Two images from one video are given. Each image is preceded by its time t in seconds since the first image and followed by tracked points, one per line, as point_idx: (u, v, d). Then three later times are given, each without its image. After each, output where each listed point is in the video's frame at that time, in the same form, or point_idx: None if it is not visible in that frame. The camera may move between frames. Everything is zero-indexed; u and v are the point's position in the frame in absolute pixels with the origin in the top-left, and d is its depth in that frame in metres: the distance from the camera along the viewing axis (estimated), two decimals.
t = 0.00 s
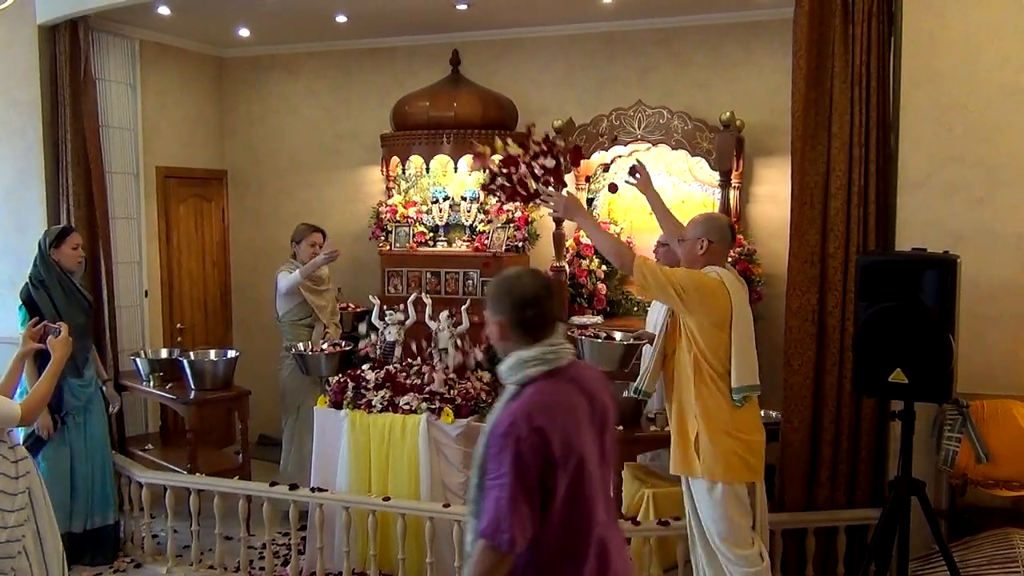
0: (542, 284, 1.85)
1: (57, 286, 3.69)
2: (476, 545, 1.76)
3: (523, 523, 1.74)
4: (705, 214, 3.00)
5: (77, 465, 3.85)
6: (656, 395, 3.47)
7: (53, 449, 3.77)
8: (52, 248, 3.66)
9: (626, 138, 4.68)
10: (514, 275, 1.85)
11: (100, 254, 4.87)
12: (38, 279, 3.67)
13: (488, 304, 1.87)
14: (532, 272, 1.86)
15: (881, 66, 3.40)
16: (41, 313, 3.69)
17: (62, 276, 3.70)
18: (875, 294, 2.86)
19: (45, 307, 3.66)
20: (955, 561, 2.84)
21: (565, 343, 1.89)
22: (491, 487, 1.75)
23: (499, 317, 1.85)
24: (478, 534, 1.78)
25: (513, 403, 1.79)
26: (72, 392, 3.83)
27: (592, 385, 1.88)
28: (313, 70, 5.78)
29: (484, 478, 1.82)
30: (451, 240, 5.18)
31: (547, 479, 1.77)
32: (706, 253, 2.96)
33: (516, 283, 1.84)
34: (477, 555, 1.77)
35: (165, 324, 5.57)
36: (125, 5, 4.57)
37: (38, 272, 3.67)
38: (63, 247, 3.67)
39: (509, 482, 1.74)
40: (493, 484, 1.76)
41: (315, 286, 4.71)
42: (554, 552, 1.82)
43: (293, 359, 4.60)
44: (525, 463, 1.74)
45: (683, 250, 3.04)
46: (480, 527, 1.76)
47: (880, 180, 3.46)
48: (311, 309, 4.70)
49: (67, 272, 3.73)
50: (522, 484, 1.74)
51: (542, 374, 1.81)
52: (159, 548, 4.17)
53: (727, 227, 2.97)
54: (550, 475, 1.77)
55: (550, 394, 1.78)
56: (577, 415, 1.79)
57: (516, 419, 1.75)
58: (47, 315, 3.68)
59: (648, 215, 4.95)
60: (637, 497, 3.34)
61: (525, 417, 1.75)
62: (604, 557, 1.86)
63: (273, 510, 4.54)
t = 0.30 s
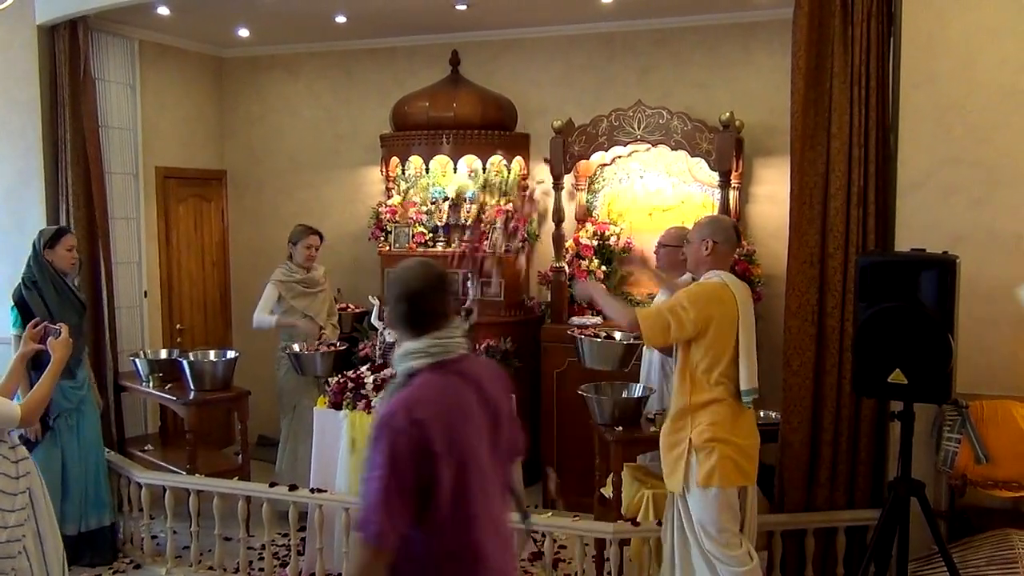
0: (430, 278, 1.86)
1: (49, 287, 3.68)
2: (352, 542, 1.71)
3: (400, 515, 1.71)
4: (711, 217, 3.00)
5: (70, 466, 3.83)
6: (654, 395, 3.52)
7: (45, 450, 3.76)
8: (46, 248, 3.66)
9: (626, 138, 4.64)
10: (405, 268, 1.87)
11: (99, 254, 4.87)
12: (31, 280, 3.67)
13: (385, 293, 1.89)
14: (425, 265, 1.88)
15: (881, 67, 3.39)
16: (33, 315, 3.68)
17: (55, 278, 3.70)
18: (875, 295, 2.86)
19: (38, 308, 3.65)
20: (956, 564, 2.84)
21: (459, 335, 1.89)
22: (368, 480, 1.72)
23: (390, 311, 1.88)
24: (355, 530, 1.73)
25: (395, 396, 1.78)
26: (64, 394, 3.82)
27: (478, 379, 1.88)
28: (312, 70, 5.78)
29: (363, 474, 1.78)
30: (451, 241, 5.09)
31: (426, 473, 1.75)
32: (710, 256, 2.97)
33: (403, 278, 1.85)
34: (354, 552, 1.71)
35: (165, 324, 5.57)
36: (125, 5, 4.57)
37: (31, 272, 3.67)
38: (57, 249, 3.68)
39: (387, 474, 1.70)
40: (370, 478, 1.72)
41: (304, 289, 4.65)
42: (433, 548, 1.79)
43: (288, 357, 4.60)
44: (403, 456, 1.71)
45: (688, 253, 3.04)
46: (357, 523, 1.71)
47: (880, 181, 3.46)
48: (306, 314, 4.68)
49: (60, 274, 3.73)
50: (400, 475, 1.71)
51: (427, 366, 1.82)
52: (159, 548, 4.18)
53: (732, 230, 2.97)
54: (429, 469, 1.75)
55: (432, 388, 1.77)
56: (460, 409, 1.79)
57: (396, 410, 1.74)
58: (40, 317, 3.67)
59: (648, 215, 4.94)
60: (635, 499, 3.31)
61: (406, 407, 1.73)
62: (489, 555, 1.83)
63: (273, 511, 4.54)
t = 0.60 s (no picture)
0: (357, 287, 1.89)
1: (33, 286, 3.66)
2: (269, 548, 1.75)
3: (317, 523, 1.74)
4: (705, 217, 3.02)
5: (56, 466, 3.77)
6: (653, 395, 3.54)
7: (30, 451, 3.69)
8: (30, 248, 3.69)
9: (626, 138, 4.64)
10: (332, 277, 1.90)
11: (99, 254, 4.87)
12: (14, 279, 3.65)
13: (309, 300, 1.91)
14: (352, 274, 1.91)
15: (881, 66, 3.39)
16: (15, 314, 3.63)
17: (38, 277, 3.69)
18: (874, 296, 2.86)
19: (20, 306, 3.62)
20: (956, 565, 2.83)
21: (384, 344, 1.93)
22: (287, 489, 1.75)
23: (316, 318, 1.90)
24: (274, 537, 1.76)
25: (316, 405, 1.81)
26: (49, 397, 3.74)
27: (402, 391, 1.92)
28: (312, 70, 5.78)
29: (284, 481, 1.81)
30: (451, 241, 5.16)
31: (345, 481, 1.79)
32: (703, 256, 2.97)
33: (329, 287, 1.88)
34: (272, 557, 1.75)
35: (164, 325, 5.57)
36: (125, 5, 4.57)
37: (14, 272, 3.66)
38: (42, 248, 3.70)
39: (304, 483, 1.74)
40: (289, 485, 1.76)
41: (298, 289, 4.65)
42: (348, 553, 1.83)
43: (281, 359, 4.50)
44: (324, 465, 1.75)
45: (682, 255, 3.04)
46: (274, 530, 1.75)
47: (880, 181, 3.46)
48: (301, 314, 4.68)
49: (43, 275, 3.73)
50: (318, 485, 1.75)
51: (351, 375, 1.86)
52: (158, 549, 4.18)
53: (726, 231, 2.98)
54: (349, 478, 1.79)
55: (355, 398, 1.81)
56: (382, 419, 1.83)
57: (316, 421, 1.76)
58: (23, 315, 3.62)
59: (648, 215, 4.94)
60: (635, 500, 3.31)
61: (325, 417, 1.76)
62: (406, 558, 1.89)
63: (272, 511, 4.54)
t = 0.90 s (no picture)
0: (260, 286, 1.79)
1: (21, 291, 3.50)
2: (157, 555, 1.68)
3: (203, 530, 1.66)
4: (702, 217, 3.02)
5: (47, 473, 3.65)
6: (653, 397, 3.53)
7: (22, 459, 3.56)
8: (14, 251, 3.51)
9: (625, 138, 4.63)
10: (236, 275, 1.81)
11: (99, 255, 4.87)
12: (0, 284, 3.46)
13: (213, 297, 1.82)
14: (255, 272, 1.80)
15: (881, 67, 3.39)
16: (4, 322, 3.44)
17: (23, 281, 3.52)
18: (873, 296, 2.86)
19: (8, 313, 3.44)
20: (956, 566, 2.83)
21: (290, 346, 1.82)
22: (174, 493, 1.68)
23: (218, 316, 1.81)
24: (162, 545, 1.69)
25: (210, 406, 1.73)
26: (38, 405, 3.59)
27: (309, 400, 1.82)
28: (312, 71, 5.78)
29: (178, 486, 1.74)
30: (451, 241, 5.16)
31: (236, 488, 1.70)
32: (700, 257, 2.97)
33: (232, 285, 1.79)
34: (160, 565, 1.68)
35: (164, 325, 5.57)
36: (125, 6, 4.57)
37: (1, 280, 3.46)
38: (25, 251, 3.53)
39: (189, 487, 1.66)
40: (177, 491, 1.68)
41: (297, 291, 4.64)
42: (237, 567, 1.73)
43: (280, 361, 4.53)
44: (207, 471, 1.66)
45: (679, 256, 3.05)
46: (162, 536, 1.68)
47: (880, 183, 3.46)
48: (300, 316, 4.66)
49: (30, 278, 3.57)
50: (204, 492, 1.67)
51: (250, 376, 1.77)
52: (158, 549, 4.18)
53: (723, 232, 2.98)
54: (237, 487, 1.70)
55: (249, 401, 1.72)
56: (279, 423, 1.73)
57: (204, 424, 1.69)
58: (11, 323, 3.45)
59: (648, 216, 4.94)
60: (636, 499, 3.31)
61: (213, 420, 1.68)
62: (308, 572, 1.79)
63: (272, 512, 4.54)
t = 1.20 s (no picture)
0: (182, 289, 1.73)
1: (18, 293, 3.48)
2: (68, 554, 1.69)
3: (105, 534, 1.64)
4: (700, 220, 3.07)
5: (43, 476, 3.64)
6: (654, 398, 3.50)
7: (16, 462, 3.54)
8: (9, 252, 3.49)
9: (625, 138, 4.62)
10: (160, 275, 1.75)
11: (100, 255, 4.87)
12: None
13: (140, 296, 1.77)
14: (177, 275, 1.74)
15: (881, 67, 3.39)
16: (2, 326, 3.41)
17: (20, 283, 3.51)
18: (873, 297, 2.86)
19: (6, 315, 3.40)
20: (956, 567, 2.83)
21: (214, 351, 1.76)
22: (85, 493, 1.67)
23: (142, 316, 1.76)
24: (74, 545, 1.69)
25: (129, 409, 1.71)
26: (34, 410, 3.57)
27: (234, 406, 1.75)
28: (313, 71, 5.78)
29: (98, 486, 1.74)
30: (452, 242, 5.16)
31: (144, 495, 1.67)
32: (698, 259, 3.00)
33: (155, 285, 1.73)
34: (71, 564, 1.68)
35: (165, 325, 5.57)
36: (125, 7, 4.56)
37: None
38: (20, 252, 3.51)
39: (96, 489, 1.65)
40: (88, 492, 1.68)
41: (299, 294, 4.61)
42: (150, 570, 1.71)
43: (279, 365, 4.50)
44: (111, 473, 1.65)
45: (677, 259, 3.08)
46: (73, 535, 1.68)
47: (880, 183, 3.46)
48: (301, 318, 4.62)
49: (27, 280, 3.57)
50: (108, 495, 1.65)
51: (170, 381, 1.72)
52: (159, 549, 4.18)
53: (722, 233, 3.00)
54: (143, 491, 1.67)
55: (161, 406, 1.68)
56: (190, 431, 1.68)
57: (115, 426, 1.67)
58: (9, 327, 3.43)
59: (648, 216, 4.95)
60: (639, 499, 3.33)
61: (122, 423, 1.67)
62: None
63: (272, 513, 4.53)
